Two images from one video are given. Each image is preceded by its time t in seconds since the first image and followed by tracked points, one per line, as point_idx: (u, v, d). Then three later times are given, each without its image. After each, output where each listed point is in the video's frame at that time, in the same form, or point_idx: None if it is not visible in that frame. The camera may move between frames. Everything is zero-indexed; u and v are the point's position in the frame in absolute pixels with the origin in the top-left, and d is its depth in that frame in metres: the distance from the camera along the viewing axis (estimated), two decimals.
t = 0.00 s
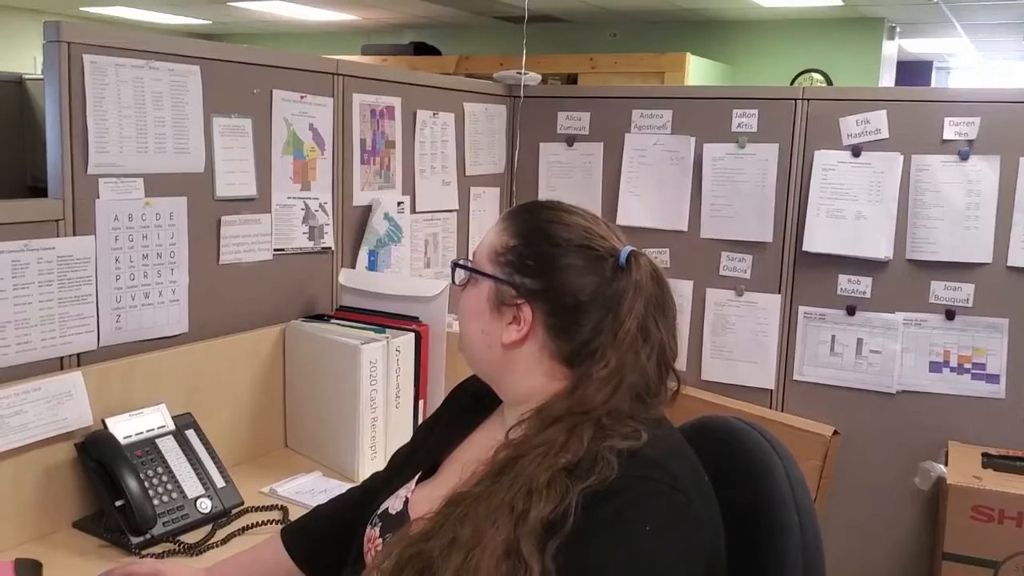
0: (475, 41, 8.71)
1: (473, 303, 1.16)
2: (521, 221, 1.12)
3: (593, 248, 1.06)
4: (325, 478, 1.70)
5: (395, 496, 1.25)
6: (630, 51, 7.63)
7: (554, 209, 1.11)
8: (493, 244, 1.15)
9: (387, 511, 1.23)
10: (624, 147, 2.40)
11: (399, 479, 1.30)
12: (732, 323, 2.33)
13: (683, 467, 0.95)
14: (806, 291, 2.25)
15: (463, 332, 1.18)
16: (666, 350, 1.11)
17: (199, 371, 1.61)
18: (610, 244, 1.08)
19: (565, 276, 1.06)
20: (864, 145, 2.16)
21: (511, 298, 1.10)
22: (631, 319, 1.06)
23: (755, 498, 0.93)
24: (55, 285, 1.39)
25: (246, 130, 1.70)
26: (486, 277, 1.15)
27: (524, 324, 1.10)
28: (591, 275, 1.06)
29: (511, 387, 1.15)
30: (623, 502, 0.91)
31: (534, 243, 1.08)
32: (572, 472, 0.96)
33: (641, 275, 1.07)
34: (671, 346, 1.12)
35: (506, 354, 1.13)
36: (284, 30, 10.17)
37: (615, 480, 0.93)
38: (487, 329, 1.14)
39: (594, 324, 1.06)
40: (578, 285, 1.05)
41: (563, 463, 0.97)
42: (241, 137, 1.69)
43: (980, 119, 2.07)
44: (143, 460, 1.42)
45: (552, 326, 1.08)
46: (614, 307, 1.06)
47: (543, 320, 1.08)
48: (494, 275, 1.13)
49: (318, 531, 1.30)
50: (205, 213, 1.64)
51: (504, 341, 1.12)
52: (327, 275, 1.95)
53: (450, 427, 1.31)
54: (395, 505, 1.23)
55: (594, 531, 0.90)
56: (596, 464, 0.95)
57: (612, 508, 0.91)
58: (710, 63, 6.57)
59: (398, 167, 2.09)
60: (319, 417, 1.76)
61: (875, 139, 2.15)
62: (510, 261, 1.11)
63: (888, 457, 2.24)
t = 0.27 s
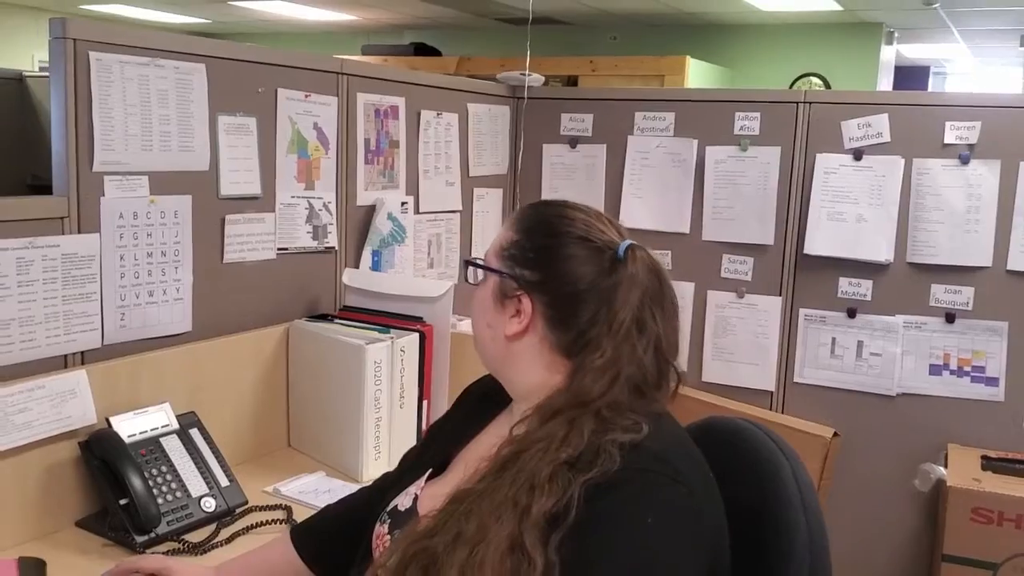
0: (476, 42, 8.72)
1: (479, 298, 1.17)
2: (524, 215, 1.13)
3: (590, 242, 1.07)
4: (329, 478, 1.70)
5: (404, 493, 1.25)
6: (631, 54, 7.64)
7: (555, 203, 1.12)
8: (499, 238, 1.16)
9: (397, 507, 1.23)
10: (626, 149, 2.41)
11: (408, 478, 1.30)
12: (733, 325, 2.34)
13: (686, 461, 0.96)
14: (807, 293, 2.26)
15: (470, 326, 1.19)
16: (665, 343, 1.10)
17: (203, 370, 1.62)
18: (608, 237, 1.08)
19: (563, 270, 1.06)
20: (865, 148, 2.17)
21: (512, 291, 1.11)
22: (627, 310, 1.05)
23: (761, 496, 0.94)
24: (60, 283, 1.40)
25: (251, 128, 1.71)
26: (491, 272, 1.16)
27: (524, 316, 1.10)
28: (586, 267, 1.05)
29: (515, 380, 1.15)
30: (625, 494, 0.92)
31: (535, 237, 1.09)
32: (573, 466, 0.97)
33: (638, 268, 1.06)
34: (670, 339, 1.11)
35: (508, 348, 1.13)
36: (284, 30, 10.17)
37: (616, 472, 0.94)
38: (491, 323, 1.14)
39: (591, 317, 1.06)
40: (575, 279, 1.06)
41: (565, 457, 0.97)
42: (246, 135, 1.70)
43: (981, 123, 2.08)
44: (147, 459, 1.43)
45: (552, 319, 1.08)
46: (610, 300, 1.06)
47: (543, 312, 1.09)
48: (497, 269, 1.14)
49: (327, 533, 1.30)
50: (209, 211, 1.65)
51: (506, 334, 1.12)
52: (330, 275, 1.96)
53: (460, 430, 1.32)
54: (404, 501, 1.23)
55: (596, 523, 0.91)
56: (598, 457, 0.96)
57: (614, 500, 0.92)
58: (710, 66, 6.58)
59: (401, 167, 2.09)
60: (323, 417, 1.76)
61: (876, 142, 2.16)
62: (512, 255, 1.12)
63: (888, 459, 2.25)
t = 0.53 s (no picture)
0: (476, 41, 8.72)
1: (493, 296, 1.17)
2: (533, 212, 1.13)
3: (595, 235, 1.06)
4: (338, 477, 1.71)
5: (422, 491, 1.26)
6: (631, 52, 7.64)
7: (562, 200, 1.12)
8: (513, 238, 1.17)
9: (415, 505, 1.24)
10: (631, 149, 2.41)
11: (426, 478, 1.31)
12: (738, 324, 2.34)
13: (698, 454, 0.97)
14: (812, 292, 2.26)
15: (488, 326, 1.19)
16: (670, 331, 1.08)
17: (213, 368, 1.62)
18: (613, 229, 1.07)
19: (570, 263, 1.06)
20: (870, 148, 2.17)
21: (522, 287, 1.10)
22: (632, 299, 1.04)
23: (775, 490, 0.95)
24: (71, 283, 1.40)
25: (260, 128, 1.71)
26: (502, 270, 1.15)
27: (535, 311, 1.10)
28: (592, 260, 1.05)
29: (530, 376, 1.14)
30: (636, 483, 0.92)
31: (544, 232, 1.09)
32: (586, 455, 0.96)
33: (642, 259, 1.05)
34: (675, 327, 1.09)
35: (521, 344, 1.13)
36: (284, 28, 10.15)
37: (628, 461, 0.94)
38: (505, 320, 1.14)
39: (596, 307, 1.05)
40: (582, 272, 1.05)
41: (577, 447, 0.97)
42: (255, 135, 1.70)
43: (986, 123, 2.08)
44: (159, 458, 1.44)
45: (561, 312, 1.08)
46: (615, 289, 1.04)
47: (552, 306, 1.08)
48: (509, 266, 1.14)
49: (345, 534, 1.31)
50: (219, 210, 1.65)
51: (517, 330, 1.12)
52: (338, 274, 1.96)
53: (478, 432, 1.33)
54: (422, 499, 1.24)
55: (609, 513, 0.92)
56: (611, 446, 0.96)
57: (625, 488, 0.92)
58: (710, 65, 6.58)
59: (408, 166, 2.10)
60: (332, 416, 1.77)
61: (881, 142, 2.16)
62: (521, 252, 1.12)
63: (892, 459, 2.25)
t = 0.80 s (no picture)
0: (460, 40, 8.71)
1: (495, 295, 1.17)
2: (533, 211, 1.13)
3: (592, 232, 1.07)
4: (332, 477, 1.71)
5: (423, 489, 1.27)
6: (614, 53, 7.66)
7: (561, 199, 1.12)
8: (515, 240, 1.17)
9: (418, 502, 1.24)
10: (620, 149, 2.42)
11: (425, 477, 1.31)
12: (725, 323, 2.36)
13: (696, 449, 0.98)
14: (800, 292, 2.28)
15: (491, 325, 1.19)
16: (665, 327, 1.08)
17: (206, 368, 1.62)
18: (611, 228, 1.08)
19: (568, 259, 1.06)
20: (857, 148, 2.19)
21: (522, 284, 1.11)
22: (628, 292, 1.04)
23: (773, 487, 0.97)
24: (64, 283, 1.39)
25: (252, 128, 1.71)
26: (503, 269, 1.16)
27: (535, 308, 1.10)
28: (590, 256, 1.05)
29: (531, 373, 1.14)
30: (633, 474, 0.93)
31: (544, 231, 1.10)
32: (584, 447, 0.97)
33: (639, 256, 1.06)
34: (672, 322, 1.10)
35: (521, 341, 1.13)
36: (265, 27, 10.10)
37: (624, 453, 0.95)
38: (506, 318, 1.14)
39: (593, 302, 1.05)
40: (580, 268, 1.05)
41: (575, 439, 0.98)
42: (247, 135, 1.69)
43: (971, 124, 2.10)
44: (153, 459, 1.43)
45: (560, 309, 1.08)
46: (612, 283, 1.05)
47: (552, 303, 1.08)
48: (510, 265, 1.14)
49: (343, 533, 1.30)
50: (211, 210, 1.64)
51: (517, 326, 1.12)
52: (329, 274, 1.96)
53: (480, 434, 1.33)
54: (426, 495, 1.24)
55: (607, 502, 0.92)
56: (609, 440, 0.97)
57: (622, 477, 0.93)
58: (693, 66, 6.61)
59: (398, 166, 2.09)
60: (324, 417, 1.77)
61: (868, 143, 2.18)
62: (521, 251, 1.12)
63: (879, 456, 2.27)
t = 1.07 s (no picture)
0: (417, 34, 8.67)
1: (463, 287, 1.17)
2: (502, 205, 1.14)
3: (561, 226, 1.08)
4: (294, 474, 1.70)
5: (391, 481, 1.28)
6: (571, 48, 7.68)
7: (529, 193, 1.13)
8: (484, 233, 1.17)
9: (387, 495, 1.24)
10: (580, 145, 2.44)
11: (394, 471, 1.31)
12: (685, 318, 2.39)
13: (664, 440, 0.99)
14: (757, 286, 2.32)
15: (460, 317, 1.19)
16: (631, 319, 1.10)
17: (167, 365, 1.60)
18: (579, 222, 1.09)
19: (536, 252, 1.07)
20: (813, 145, 2.23)
21: (491, 277, 1.11)
22: (596, 285, 1.05)
23: (738, 481, 0.99)
24: (20, 278, 1.37)
25: (212, 121, 1.68)
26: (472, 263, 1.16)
27: (504, 300, 1.10)
28: (558, 249, 1.06)
29: (499, 365, 1.15)
30: (601, 462, 0.94)
31: (512, 224, 1.10)
32: (553, 436, 0.98)
33: (606, 249, 1.07)
34: (637, 314, 1.11)
35: (490, 333, 1.13)
36: (218, 18, 9.94)
37: (593, 441, 0.96)
38: (474, 311, 1.14)
39: (561, 294, 1.06)
40: (548, 261, 1.06)
41: (543, 428, 0.99)
42: (207, 128, 1.67)
43: (924, 122, 2.15)
44: (113, 456, 1.41)
45: (528, 301, 1.09)
46: (580, 277, 1.06)
47: (520, 295, 1.09)
48: (478, 258, 1.14)
49: (311, 527, 1.30)
50: (171, 204, 1.62)
51: (485, 319, 1.12)
52: (290, 269, 1.94)
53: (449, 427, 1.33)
54: (394, 489, 1.24)
55: (576, 491, 0.93)
56: (577, 428, 0.98)
57: (592, 466, 0.94)
58: (649, 63, 6.67)
59: (359, 160, 2.08)
60: (286, 413, 1.76)
61: (823, 140, 2.22)
62: (490, 244, 1.13)
63: (834, 448, 2.32)
